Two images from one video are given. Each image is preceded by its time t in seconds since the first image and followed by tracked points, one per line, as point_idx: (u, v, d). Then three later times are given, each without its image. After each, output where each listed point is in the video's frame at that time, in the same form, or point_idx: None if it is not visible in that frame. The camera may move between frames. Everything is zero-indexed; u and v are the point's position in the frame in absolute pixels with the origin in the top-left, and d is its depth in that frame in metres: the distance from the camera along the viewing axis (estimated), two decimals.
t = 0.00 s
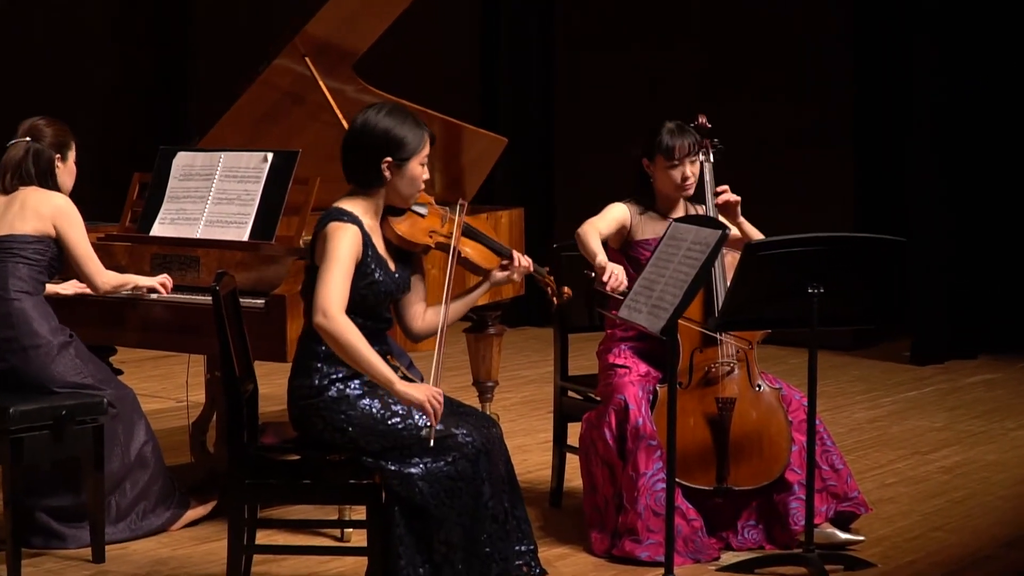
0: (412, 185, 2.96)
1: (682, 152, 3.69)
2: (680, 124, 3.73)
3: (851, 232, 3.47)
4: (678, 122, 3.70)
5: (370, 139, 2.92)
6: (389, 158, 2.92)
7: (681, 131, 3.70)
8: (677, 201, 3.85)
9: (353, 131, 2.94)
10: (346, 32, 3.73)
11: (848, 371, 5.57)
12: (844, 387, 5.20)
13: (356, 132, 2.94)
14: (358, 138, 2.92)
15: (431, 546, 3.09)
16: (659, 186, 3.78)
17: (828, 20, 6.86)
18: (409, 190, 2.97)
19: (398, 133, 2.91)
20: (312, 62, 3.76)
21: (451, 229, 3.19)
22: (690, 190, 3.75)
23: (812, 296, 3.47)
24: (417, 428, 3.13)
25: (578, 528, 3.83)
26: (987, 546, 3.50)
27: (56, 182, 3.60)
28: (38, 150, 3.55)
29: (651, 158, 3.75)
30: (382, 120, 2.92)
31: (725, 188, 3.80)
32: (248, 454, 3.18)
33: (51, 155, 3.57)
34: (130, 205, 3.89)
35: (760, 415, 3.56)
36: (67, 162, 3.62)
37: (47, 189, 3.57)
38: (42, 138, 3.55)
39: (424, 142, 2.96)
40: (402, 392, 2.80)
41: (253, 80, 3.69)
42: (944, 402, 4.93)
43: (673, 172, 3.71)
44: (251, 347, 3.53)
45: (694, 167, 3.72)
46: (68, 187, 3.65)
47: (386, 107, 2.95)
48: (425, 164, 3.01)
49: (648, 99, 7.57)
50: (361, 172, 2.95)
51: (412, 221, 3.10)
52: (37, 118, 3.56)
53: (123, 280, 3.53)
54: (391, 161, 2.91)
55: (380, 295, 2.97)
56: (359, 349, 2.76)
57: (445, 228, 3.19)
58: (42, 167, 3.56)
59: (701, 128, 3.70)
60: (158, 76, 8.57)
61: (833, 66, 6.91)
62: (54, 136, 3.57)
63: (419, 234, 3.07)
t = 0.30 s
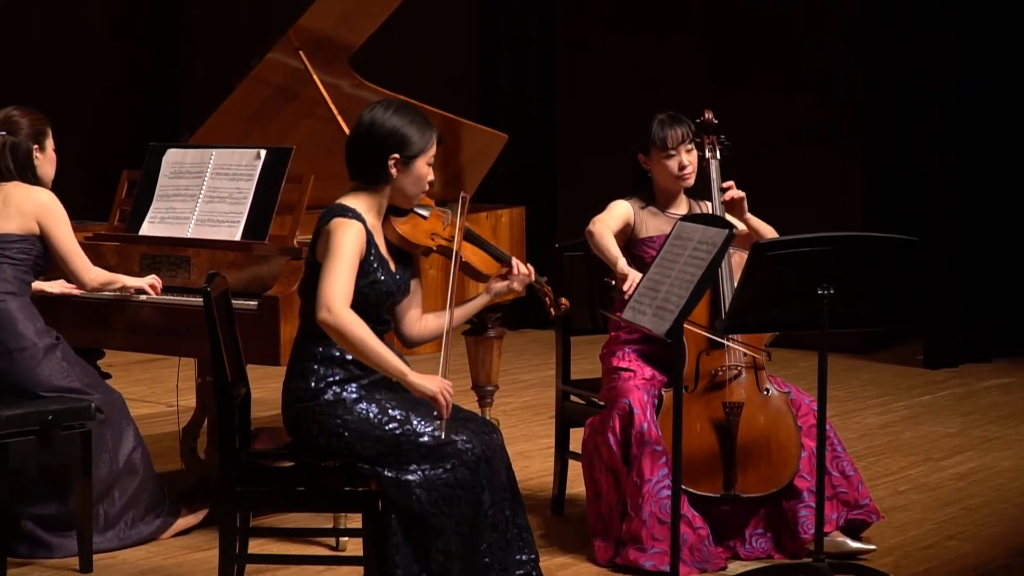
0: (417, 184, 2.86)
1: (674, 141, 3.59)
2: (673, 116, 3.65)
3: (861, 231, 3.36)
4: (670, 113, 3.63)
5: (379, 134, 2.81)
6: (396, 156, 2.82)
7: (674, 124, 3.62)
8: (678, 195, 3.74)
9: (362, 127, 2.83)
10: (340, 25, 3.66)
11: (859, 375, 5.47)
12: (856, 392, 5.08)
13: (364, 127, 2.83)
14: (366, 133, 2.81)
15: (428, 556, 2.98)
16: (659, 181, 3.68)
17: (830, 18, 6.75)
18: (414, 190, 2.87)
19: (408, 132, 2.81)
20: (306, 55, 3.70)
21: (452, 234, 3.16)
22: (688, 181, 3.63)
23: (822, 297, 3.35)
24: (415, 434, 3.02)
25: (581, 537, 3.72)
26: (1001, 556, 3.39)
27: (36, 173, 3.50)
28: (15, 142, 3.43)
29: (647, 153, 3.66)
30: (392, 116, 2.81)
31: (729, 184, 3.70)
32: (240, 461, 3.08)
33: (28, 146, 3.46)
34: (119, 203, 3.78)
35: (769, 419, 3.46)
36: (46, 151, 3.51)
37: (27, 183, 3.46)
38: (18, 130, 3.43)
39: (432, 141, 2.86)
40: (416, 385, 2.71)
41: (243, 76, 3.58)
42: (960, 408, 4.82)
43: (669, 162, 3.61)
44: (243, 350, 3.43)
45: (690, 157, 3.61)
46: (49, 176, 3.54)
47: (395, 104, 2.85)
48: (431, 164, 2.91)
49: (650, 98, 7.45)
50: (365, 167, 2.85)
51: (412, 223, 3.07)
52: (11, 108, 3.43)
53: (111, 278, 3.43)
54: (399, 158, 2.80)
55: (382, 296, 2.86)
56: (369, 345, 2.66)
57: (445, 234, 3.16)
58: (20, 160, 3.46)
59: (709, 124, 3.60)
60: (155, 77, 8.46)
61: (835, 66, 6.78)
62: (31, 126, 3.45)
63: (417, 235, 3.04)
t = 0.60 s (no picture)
0: (418, 184, 2.77)
1: (672, 134, 3.51)
2: (671, 110, 3.57)
3: (873, 232, 3.25)
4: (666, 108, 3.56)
5: (382, 131, 2.72)
6: (398, 154, 2.73)
7: (673, 119, 3.54)
8: (679, 191, 3.64)
9: (364, 123, 2.74)
10: (335, 18, 3.56)
11: (869, 378, 5.37)
12: (866, 396, 4.98)
13: (367, 124, 2.74)
14: (368, 129, 2.72)
15: (426, 566, 2.88)
16: (660, 178, 3.59)
17: (834, 17, 6.65)
18: (415, 190, 2.77)
19: (413, 130, 2.72)
20: (301, 50, 3.60)
21: (451, 237, 3.08)
22: (689, 175, 3.55)
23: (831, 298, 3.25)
24: (413, 439, 2.92)
25: (584, 545, 3.62)
26: (1018, 565, 3.28)
27: (16, 169, 3.40)
28: None
29: (646, 149, 3.58)
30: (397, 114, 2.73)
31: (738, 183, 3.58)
32: (232, 467, 2.98)
33: (8, 139, 3.36)
34: (109, 202, 3.68)
35: (777, 424, 3.36)
36: (25, 144, 3.41)
37: (10, 180, 3.36)
38: None
39: (435, 141, 2.77)
40: (425, 371, 2.66)
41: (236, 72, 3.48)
42: (974, 413, 4.72)
43: (669, 156, 3.52)
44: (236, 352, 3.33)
45: (689, 150, 3.53)
46: (31, 168, 3.44)
47: (398, 102, 2.75)
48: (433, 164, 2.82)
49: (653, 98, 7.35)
50: (365, 165, 2.76)
51: (411, 223, 3.00)
52: None
53: (96, 279, 3.34)
54: (401, 156, 2.71)
55: (381, 297, 2.76)
56: (376, 336, 2.61)
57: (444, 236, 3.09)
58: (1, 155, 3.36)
59: (715, 121, 3.50)
60: (150, 78, 8.37)
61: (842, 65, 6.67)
62: (11, 119, 3.35)
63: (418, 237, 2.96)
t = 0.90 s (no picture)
0: (417, 185, 2.68)
1: (675, 129, 3.42)
2: (674, 103, 3.48)
3: (885, 231, 3.15)
4: (666, 102, 3.47)
5: (383, 129, 2.62)
6: (397, 153, 2.63)
7: (675, 114, 3.45)
8: (685, 189, 3.55)
9: (365, 119, 2.64)
10: (331, 12, 3.48)
11: (883, 382, 5.27)
12: (878, 401, 4.88)
13: (368, 121, 2.64)
14: (368, 126, 2.62)
15: None
16: (664, 176, 3.50)
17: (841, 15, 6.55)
18: (414, 191, 2.68)
19: (414, 129, 2.62)
20: (296, 44, 3.52)
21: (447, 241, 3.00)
22: (693, 171, 3.45)
23: (842, 300, 3.15)
24: (411, 444, 2.83)
25: (587, 554, 3.52)
26: None
27: None
28: None
29: (649, 145, 3.49)
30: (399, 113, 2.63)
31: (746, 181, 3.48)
32: (225, 473, 2.89)
33: None
34: (99, 200, 3.58)
35: (787, 429, 3.26)
36: (8, 137, 3.32)
37: None
38: None
39: (436, 141, 2.68)
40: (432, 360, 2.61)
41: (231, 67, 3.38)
42: (989, 417, 4.62)
43: (672, 152, 3.43)
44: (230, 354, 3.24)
45: (692, 146, 3.44)
46: (13, 162, 3.35)
47: (399, 101, 2.66)
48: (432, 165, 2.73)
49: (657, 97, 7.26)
50: (363, 162, 2.66)
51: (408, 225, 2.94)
52: None
53: (83, 280, 3.28)
54: (402, 155, 2.61)
55: (378, 298, 2.67)
56: (383, 331, 2.53)
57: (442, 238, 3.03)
58: None
59: (721, 118, 3.40)
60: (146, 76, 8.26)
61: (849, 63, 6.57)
62: None
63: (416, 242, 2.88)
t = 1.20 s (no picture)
0: (414, 185, 2.58)
1: (679, 127, 3.34)
2: (678, 100, 3.40)
3: (897, 230, 3.05)
4: (671, 99, 3.38)
5: (380, 127, 2.53)
6: (394, 152, 2.54)
7: (679, 111, 3.36)
8: (691, 188, 3.46)
9: (362, 117, 2.55)
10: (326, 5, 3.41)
11: (892, 386, 5.17)
12: (889, 405, 4.79)
13: (364, 118, 2.55)
14: (364, 124, 2.53)
15: None
16: (669, 174, 3.41)
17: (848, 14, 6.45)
18: (410, 191, 2.59)
19: (412, 128, 2.53)
20: (290, 38, 3.46)
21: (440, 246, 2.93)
22: (698, 170, 3.36)
23: (852, 302, 3.05)
24: (409, 451, 2.74)
25: (590, 563, 3.43)
26: None
27: None
28: None
29: (653, 142, 3.40)
30: (397, 111, 2.54)
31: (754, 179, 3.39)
32: (218, 480, 2.80)
33: None
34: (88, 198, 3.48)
35: (796, 435, 3.17)
36: None
37: None
38: None
39: (434, 140, 2.59)
40: (435, 347, 2.54)
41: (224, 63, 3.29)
42: (1002, 422, 4.53)
43: (677, 151, 3.35)
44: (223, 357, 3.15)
45: (698, 144, 3.35)
46: None
47: (396, 98, 2.57)
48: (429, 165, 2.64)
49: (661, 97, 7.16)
50: (359, 160, 2.56)
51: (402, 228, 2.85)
52: None
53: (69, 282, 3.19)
54: (399, 153, 2.52)
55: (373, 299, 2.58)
56: (389, 324, 2.45)
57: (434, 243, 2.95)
58: None
59: (728, 114, 3.31)
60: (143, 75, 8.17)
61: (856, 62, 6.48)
62: None
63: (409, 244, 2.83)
